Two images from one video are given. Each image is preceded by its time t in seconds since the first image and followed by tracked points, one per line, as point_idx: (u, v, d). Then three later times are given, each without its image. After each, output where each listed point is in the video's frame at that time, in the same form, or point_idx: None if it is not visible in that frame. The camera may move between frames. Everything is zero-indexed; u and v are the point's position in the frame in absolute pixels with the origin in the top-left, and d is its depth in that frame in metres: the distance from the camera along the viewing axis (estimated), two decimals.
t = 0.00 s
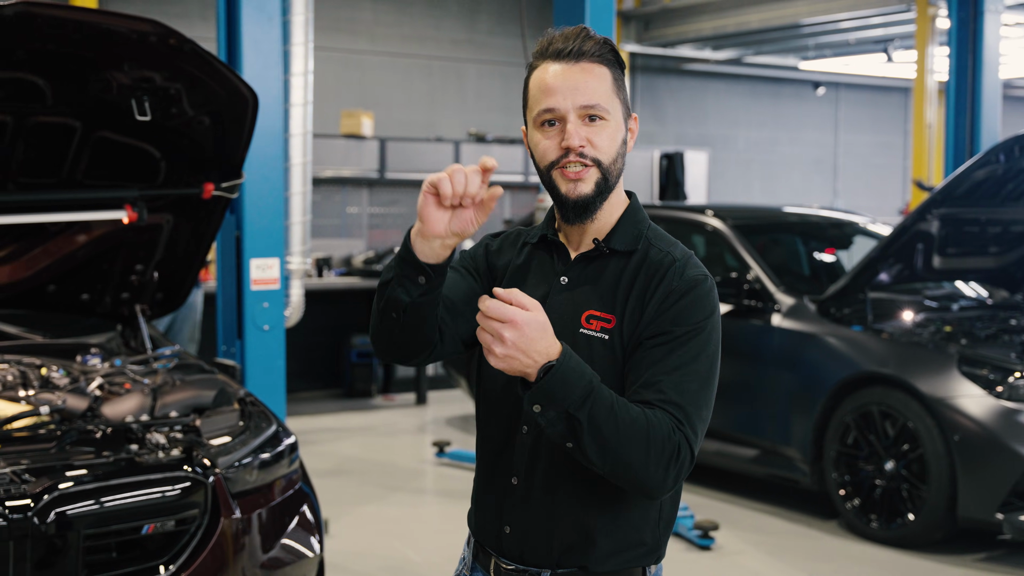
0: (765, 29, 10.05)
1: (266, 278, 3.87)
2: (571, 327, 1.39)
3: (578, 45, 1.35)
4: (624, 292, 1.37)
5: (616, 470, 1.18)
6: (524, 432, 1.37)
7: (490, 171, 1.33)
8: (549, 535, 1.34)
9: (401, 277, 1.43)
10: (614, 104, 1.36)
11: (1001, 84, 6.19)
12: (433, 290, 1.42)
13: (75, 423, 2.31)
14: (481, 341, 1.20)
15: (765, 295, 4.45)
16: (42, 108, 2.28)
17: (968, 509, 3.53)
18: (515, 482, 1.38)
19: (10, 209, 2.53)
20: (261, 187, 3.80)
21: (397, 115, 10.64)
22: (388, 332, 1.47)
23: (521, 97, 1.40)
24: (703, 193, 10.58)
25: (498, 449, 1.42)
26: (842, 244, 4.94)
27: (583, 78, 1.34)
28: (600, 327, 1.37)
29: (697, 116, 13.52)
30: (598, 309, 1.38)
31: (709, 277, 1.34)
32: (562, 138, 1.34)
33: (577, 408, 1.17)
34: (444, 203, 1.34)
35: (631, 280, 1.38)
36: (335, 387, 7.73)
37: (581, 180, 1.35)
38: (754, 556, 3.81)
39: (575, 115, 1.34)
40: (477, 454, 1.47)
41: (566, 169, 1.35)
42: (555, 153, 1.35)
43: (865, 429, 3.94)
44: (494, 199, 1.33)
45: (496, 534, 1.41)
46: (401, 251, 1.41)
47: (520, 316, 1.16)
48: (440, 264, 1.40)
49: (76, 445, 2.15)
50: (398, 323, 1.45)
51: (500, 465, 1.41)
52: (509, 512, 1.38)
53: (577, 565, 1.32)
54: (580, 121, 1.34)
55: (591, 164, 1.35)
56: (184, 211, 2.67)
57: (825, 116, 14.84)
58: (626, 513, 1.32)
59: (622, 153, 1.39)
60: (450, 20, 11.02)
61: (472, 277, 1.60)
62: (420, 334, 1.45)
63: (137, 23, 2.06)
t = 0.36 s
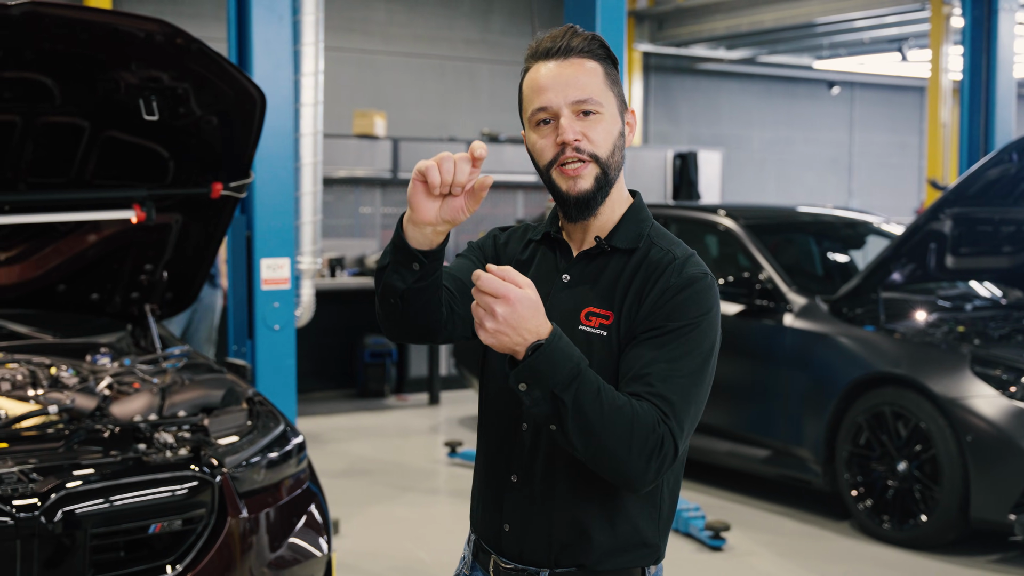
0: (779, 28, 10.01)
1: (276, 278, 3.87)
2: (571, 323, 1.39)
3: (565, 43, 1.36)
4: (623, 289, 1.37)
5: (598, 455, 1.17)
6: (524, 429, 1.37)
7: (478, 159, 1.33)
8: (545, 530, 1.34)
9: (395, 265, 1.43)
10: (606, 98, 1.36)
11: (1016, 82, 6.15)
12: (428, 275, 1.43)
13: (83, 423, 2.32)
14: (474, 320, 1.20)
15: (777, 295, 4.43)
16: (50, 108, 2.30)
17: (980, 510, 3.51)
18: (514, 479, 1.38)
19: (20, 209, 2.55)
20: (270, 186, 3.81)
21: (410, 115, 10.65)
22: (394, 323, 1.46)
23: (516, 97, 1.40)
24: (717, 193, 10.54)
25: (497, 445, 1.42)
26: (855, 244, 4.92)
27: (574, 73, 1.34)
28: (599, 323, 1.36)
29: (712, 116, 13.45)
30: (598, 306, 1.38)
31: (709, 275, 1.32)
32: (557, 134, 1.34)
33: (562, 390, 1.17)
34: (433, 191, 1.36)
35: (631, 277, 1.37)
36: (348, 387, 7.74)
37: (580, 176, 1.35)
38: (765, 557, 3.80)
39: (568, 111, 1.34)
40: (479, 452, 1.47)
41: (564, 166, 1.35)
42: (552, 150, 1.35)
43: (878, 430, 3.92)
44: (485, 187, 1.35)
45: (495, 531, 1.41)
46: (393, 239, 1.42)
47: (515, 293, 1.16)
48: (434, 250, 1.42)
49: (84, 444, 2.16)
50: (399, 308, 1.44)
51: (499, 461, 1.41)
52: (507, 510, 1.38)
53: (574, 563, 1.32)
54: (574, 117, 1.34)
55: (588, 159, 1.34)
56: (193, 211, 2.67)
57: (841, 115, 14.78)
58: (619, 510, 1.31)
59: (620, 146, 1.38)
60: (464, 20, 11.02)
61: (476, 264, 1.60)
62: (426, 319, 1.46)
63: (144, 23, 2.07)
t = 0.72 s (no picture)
0: (795, 27, 9.97)
1: (288, 279, 3.89)
2: (572, 322, 1.38)
3: (577, 41, 1.35)
4: (623, 286, 1.36)
5: (596, 451, 1.17)
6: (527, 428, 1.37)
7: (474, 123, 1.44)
8: (549, 530, 1.34)
9: (399, 243, 1.46)
10: (614, 101, 1.35)
11: None
12: (431, 251, 1.46)
13: (92, 423, 2.33)
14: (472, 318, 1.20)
15: (791, 295, 4.41)
16: (60, 109, 2.31)
17: (995, 511, 3.49)
18: (518, 480, 1.37)
19: (32, 210, 2.57)
20: (283, 187, 3.82)
21: (425, 115, 10.67)
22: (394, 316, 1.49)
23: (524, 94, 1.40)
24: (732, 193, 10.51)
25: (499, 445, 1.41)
26: (870, 244, 4.89)
27: (583, 74, 1.34)
28: (599, 322, 1.36)
29: (728, 116, 13.40)
30: (599, 304, 1.37)
31: (708, 272, 1.32)
32: (562, 134, 1.33)
33: (560, 386, 1.17)
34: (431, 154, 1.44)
35: (631, 274, 1.37)
36: (362, 388, 7.75)
37: (581, 175, 1.34)
38: (778, 558, 3.78)
39: (575, 112, 1.33)
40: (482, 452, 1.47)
41: (565, 164, 1.34)
42: (555, 149, 1.34)
43: (891, 430, 3.90)
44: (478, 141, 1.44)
45: (498, 531, 1.41)
46: (394, 217, 1.46)
47: (515, 292, 1.16)
48: (434, 226, 1.46)
49: (93, 444, 2.17)
50: (403, 292, 1.47)
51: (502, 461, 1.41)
52: (511, 509, 1.38)
53: (578, 563, 1.32)
54: (580, 119, 1.34)
55: (591, 159, 1.34)
56: (203, 212, 2.68)
57: (857, 115, 14.70)
58: (622, 509, 1.31)
59: (623, 150, 1.37)
60: (479, 21, 11.01)
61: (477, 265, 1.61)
62: (430, 308, 1.48)
63: (154, 24, 2.08)
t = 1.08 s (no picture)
0: (807, 27, 9.95)
1: (297, 280, 3.89)
2: (574, 323, 1.38)
3: (580, 43, 1.34)
4: (626, 288, 1.36)
5: (598, 456, 1.17)
6: (528, 429, 1.36)
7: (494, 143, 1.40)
8: (549, 531, 1.33)
9: (417, 262, 1.45)
10: (615, 105, 1.34)
11: None
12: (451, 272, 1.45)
13: (100, 424, 2.33)
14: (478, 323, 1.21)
15: (801, 296, 4.38)
16: (67, 110, 2.33)
17: (1007, 513, 3.47)
18: (519, 481, 1.37)
19: (40, 211, 2.58)
20: (291, 188, 3.82)
21: (436, 117, 10.68)
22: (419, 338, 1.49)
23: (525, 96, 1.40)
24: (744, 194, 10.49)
25: (502, 446, 1.41)
26: (881, 244, 4.86)
27: (584, 78, 1.33)
28: (602, 324, 1.36)
29: (740, 117, 13.35)
30: (601, 306, 1.37)
31: (712, 274, 1.31)
32: (562, 140, 1.33)
33: (565, 392, 1.17)
34: (452, 174, 1.41)
35: (634, 275, 1.36)
36: (374, 389, 7.75)
37: (582, 187, 1.35)
38: (789, 560, 3.76)
39: (576, 117, 1.33)
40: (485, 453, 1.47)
41: (566, 173, 1.35)
42: (556, 155, 1.34)
43: (902, 432, 3.88)
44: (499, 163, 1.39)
45: (499, 532, 1.40)
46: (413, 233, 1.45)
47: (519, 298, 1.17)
48: (455, 245, 1.45)
49: (99, 445, 2.18)
50: (421, 310, 1.46)
51: (504, 463, 1.40)
52: (512, 510, 1.38)
53: (579, 565, 1.31)
54: (581, 123, 1.33)
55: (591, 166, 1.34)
56: (211, 213, 2.68)
57: (870, 115, 14.65)
58: (624, 512, 1.30)
59: (625, 154, 1.37)
60: (490, 22, 11.01)
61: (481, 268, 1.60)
62: (447, 320, 1.48)
63: (159, 25, 2.08)
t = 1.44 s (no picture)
0: (827, 32, 9.91)
1: (313, 285, 3.90)
2: (583, 331, 1.37)
3: (600, 43, 1.34)
4: (638, 297, 1.35)
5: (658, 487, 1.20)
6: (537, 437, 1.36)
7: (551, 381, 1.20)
8: (556, 538, 1.33)
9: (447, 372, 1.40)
10: (632, 108, 1.34)
11: None
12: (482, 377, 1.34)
13: (114, 429, 2.35)
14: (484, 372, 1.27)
15: (820, 301, 4.35)
16: (82, 115, 2.34)
17: None
18: (526, 487, 1.37)
19: (57, 217, 2.60)
20: (307, 194, 3.83)
21: (455, 122, 10.71)
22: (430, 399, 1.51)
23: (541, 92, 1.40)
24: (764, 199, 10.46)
25: (510, 454, 1.40)
26: (901, 249, 4.83)
27: (602, 77, 1.33)
28: (612, 333, 1.35)
29: (759, 121, 13.31)
30: (612, 315, 1.35)
31: (725, 282, 1.31)
32: (576, 136, 1.33)
33: (598, 460, 1.21)
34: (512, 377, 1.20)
35: (645, 285, 1.35)
36: (392, 394, 7.76)
37: (591, 181, 1.34)
38: (806, 566, 3.73)
39: (591, 114, 1.33)
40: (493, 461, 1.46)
41: (578, 170, 1.35)
42: (569, 151, 1.34)
43: (921, 438, 3.84)
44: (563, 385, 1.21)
45: (506, 539, 1.39)
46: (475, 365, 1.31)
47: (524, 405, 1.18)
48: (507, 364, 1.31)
49: (113, 450, 2.19)
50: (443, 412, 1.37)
51: (511, 470, 1.40)
52: (518, 518, 1.37)
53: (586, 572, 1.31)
54: (596, 121, 1.33)
55: (602, 165, 1.33)
56: (225, 217, 2.70)
57: (891, 119, 14.57)
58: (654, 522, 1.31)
59: (637, 157, 1.37)
60: (509, 27, 11.03)
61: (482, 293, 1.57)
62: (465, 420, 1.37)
63: (174, 31, 2.08)
